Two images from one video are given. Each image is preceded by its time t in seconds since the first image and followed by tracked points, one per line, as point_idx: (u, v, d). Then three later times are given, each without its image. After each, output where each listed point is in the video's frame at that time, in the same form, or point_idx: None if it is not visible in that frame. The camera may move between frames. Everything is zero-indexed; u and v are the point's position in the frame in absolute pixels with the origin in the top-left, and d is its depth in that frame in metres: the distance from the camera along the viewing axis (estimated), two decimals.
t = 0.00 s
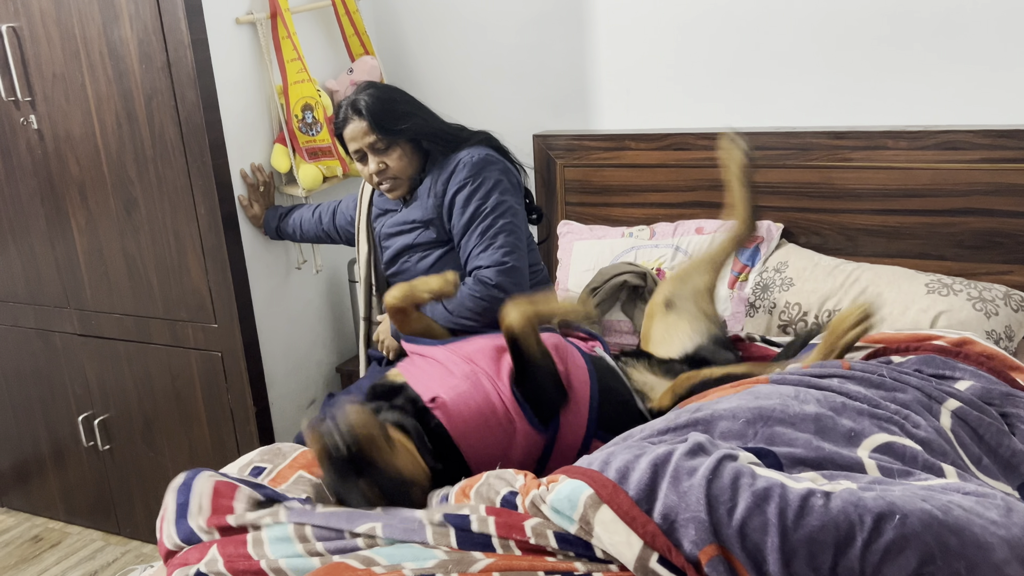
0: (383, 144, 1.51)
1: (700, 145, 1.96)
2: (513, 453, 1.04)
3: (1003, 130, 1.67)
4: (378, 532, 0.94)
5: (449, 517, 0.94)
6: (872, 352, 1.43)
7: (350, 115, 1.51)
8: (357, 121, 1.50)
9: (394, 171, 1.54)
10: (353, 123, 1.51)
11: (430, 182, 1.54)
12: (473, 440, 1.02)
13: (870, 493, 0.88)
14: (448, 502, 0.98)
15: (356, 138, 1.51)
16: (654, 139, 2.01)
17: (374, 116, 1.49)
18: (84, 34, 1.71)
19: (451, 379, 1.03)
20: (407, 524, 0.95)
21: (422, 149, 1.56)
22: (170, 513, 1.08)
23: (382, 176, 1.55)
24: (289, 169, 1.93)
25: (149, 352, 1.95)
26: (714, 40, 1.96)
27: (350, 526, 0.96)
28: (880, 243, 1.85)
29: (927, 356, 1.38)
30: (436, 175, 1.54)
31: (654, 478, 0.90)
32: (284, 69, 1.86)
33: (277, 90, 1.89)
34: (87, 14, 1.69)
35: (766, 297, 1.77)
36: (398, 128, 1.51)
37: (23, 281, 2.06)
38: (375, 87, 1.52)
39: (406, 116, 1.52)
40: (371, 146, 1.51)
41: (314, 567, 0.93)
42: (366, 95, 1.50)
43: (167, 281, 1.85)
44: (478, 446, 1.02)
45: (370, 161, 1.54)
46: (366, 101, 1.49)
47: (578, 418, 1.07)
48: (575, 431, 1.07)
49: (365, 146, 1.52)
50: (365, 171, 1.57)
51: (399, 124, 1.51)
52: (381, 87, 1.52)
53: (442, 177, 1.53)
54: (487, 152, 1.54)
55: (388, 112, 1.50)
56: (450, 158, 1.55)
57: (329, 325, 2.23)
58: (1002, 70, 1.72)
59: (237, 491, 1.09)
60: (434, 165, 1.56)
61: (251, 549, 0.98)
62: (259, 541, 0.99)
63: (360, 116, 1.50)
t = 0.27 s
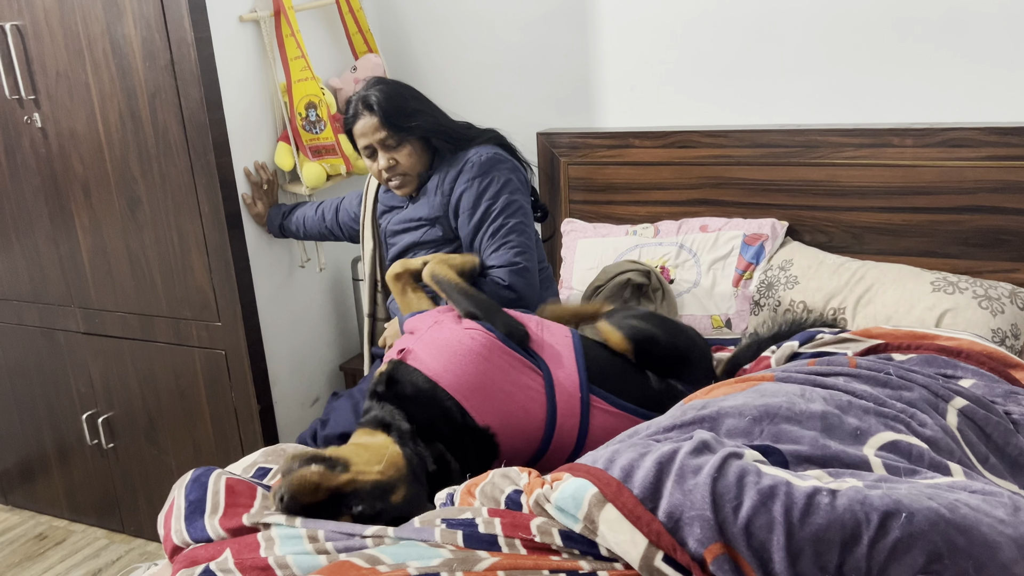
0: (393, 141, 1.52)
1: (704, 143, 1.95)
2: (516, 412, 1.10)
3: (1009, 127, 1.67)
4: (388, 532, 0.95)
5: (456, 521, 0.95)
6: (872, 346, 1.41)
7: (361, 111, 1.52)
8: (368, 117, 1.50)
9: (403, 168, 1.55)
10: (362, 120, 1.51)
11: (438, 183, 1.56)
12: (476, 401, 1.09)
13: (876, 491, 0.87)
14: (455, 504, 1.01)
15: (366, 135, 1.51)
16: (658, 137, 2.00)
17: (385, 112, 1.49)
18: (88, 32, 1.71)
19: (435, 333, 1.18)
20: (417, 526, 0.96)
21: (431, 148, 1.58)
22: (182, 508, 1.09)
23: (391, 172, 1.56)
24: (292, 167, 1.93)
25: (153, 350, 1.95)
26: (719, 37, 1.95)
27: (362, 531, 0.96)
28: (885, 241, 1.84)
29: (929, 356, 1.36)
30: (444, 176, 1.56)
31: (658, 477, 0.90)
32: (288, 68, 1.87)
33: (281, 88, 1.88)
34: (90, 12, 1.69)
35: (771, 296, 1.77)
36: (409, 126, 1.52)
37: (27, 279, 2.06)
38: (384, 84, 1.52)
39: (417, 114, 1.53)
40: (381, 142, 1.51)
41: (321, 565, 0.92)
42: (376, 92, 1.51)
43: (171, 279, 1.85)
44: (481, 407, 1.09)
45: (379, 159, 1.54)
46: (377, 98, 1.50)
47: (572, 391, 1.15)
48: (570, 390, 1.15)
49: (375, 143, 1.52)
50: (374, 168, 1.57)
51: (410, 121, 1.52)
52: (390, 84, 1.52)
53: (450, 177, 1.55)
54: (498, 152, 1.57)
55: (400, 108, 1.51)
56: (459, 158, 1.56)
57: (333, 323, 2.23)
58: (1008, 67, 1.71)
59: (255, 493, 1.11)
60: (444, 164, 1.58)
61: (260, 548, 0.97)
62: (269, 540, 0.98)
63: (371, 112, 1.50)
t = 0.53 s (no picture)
0: (403, 133, 1.52)
1: (707, 141, 1.95)
2: (525, 431, 1.15)
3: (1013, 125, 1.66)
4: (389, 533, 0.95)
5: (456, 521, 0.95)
6: (877, 346, 1.41)
7: (371, 102, 1.52)
8: (378, 107, 1.50)
9: (411, 160, 1.56)
10: (372, 110, 1.52)
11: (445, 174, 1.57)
12: (487, 417, 1.13)
13: (879, 491, 0.87)
14: (455, 505, 1.02)
15: (376, 125, 1.52)
16: (661, 135, 2.00)
17: (395, 103, 1.50)
18: (90, 30, 1.71)
19: (452, 342, 1.22)
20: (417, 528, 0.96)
21: (439, 140, 1.58)
22: (183, 506, 1.09)
23: (399, 164, 1.56)
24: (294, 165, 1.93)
25: (156, 348, 1.95)
26: (721, 35, 1.94)
27: (364, 532, 0.96)
28: (888, 240, 1.83)
29: (934, 354, 1.36)
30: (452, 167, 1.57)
31: (660, 477, 0.89)
32: (290, 65, 1.85)
33: (283, 87, 1.88)
34: (92, 10, 1.69)
35: (773, 294, 1.77)
36: (419, 118, 1.53)
37: (29, 277, 2.06)
38: (395, 75, 1.53)
39: (427, 106, 1.54)
40: (390, 134, 1.52)
41: (322, 566, 0.92)
42: (388, 83, 1.51)
43: (173, 277, 1.85)
44: (491, 423, 1.13)
45: (387, 150, 1.55)
46: (388, 89, 1.50)
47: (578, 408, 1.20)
48: (579, 416, 1.20)
49: (384, 134, 1.53)
50: (380, 158, 1.57)
51: (420, 113, 1.53)
52: (402, 77, 1.53)
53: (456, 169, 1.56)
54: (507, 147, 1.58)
55: (410, 101, 1.52)
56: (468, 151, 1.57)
57: (335, 322, 2.23)
58: (1012, 65, 1.70)
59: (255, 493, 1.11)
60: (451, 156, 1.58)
61: (261, 548, 0.97)
62: (270, 540, 0.98)
63: (381, 102, 1.50)
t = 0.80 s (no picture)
0: (418, 132, 1.54)
1: (712, 138, 1.94)
2: (531, 429, 1.14)
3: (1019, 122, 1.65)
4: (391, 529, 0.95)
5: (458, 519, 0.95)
6: (883, 345, 1.40)
7: (386, 99, 1.52)
8: (395, 106, 1.51)
9: (422, 157, 1.57)
10: (387, 107, 1.52)
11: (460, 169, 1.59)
12: (493, 403, 1.11)
13: (884, 490, 0.87)
14: (458, 503, 1.02)
15: (391, 123, 1.52)
16: (665, 132, 1.99)
17: (413, 102, 1.51)
18: (94, 27, 1.71)
19: (463, 331, 1.21)
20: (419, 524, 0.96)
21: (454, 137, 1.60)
22: (189, 498, 1.10)
23: (410, 162, 1.57)
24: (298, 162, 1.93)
25: (160, 345, 1.95)
26: (726, 32, 1.94)
27: (365, 528, 0.97)
28: (893, 237, 1.83)
29: (939, 352, 1.36)
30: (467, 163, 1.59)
31: (664, 474, 0.89)
32: (294, 62, 1.84)
33: (287, 83, 1.88)
34: (96, 6, 1.69)
35: (778, 291, 1.77)
36: (435, 117, 1.54)
37: (34, 274, 2.07)
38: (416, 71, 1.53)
39: (444, 105, 1.55)
40: (405, 132, 1.53)
41: (325, 562, 0.92)
42: (406, 81, 1.51)
43: (177, 274, 1.85)
44: (497, 409, 1.12)
45: (399, 146, 1.55)
46: (406, 88, 1.51)
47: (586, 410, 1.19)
48: (585, 419, 1.18)
49: (400, 132, 1.54)
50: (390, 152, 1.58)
51: (436, 112, 1.54)
52: (421, 74, 1.53)
53: (474, 166, 1.59)
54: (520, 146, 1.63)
55: (428, 99, 1.53)
56: (482, 148, 1.60)
57: (339, 318, 2.23)
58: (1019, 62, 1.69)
59: (259, 487, 1.10)
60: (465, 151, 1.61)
61: (264, 545, 0.97)
62: (273, 538, 0.98)
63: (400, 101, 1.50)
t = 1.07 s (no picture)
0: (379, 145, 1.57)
1: (720, 134, 1.93)
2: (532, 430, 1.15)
3: None
4: (397, 520, 0.95)
5: (464, 511, 0.95)
6: (893, 341, 1.39)
7: (347, 117, 1.56)
8: (352, 123, 1.55)
9: (390, 165, 1.60)
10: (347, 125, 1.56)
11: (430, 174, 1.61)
12: (489, 411, 1.13)
13: (893, 486, 0.86)
14: (466, 491, 1.01)
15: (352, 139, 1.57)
16: (673, 128, 1.98)
17: (369, 117, 1.54)
18: (102, 22, 1.71)
19: (452, 346, 1.24)
20: (424, 513, 0.95)
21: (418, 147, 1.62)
22: (199, 481, 1.12)
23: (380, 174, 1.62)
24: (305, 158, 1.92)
25: (167, 340, 1.96)
26: (735, 28, 1.93)
27: (369, 514, 0.97)
28: (902, 234, 1.82)
29: (949, 349, 1.35)
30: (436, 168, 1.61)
31: (672, 470, 0.89)
32: (301, 57, 1.86)
33: (293, 79, 1.88)
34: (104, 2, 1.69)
35: (786, 288, 1.75)
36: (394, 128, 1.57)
37: (42, 269, 2.07)
38: (371, 85, 1.56)
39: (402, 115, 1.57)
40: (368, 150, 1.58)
41: (332, 551, 0.93)
42: (363, 97, 1.55)
43: (185, 269, 1.86)
44: (493, 418, 1.13)
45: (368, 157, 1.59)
46: (362, 105, 1.54)
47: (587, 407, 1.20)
48: (586, 412, 1.19)
49: (362, 146, 1.58)
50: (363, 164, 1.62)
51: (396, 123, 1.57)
52: (376, 87, 1.56)
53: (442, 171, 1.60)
54: (490, 144, 1.61)
55: (385, 112, 1.55)
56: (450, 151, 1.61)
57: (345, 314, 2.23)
58: None
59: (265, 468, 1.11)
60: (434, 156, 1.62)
61: (270, 534, 0.98)
62: (279, 526, 0.99)
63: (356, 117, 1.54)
